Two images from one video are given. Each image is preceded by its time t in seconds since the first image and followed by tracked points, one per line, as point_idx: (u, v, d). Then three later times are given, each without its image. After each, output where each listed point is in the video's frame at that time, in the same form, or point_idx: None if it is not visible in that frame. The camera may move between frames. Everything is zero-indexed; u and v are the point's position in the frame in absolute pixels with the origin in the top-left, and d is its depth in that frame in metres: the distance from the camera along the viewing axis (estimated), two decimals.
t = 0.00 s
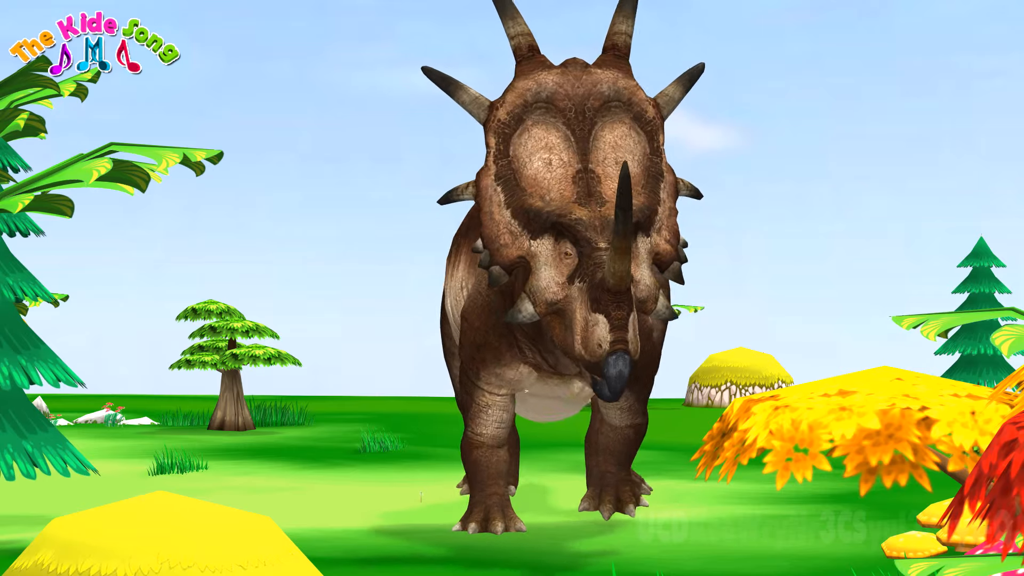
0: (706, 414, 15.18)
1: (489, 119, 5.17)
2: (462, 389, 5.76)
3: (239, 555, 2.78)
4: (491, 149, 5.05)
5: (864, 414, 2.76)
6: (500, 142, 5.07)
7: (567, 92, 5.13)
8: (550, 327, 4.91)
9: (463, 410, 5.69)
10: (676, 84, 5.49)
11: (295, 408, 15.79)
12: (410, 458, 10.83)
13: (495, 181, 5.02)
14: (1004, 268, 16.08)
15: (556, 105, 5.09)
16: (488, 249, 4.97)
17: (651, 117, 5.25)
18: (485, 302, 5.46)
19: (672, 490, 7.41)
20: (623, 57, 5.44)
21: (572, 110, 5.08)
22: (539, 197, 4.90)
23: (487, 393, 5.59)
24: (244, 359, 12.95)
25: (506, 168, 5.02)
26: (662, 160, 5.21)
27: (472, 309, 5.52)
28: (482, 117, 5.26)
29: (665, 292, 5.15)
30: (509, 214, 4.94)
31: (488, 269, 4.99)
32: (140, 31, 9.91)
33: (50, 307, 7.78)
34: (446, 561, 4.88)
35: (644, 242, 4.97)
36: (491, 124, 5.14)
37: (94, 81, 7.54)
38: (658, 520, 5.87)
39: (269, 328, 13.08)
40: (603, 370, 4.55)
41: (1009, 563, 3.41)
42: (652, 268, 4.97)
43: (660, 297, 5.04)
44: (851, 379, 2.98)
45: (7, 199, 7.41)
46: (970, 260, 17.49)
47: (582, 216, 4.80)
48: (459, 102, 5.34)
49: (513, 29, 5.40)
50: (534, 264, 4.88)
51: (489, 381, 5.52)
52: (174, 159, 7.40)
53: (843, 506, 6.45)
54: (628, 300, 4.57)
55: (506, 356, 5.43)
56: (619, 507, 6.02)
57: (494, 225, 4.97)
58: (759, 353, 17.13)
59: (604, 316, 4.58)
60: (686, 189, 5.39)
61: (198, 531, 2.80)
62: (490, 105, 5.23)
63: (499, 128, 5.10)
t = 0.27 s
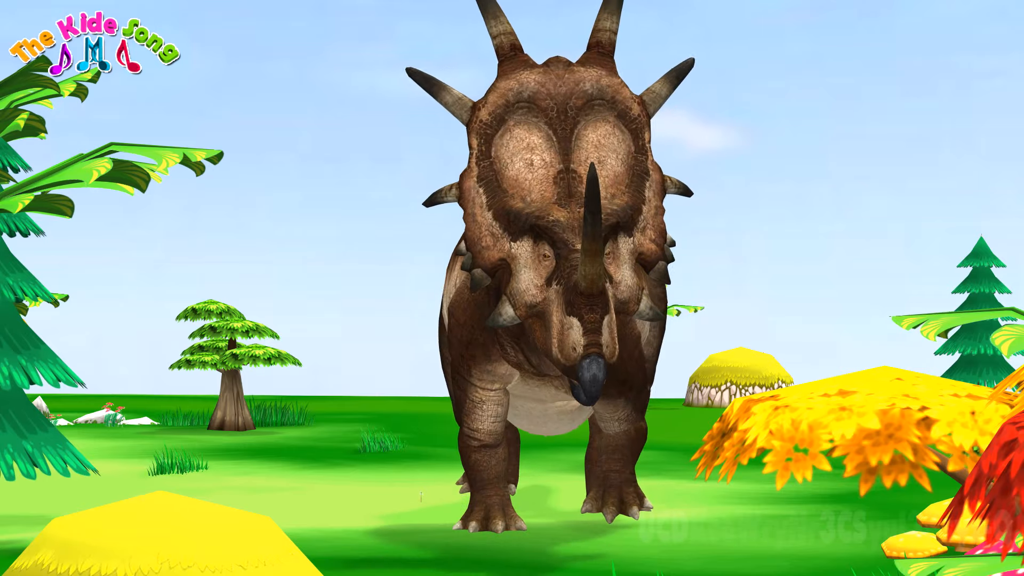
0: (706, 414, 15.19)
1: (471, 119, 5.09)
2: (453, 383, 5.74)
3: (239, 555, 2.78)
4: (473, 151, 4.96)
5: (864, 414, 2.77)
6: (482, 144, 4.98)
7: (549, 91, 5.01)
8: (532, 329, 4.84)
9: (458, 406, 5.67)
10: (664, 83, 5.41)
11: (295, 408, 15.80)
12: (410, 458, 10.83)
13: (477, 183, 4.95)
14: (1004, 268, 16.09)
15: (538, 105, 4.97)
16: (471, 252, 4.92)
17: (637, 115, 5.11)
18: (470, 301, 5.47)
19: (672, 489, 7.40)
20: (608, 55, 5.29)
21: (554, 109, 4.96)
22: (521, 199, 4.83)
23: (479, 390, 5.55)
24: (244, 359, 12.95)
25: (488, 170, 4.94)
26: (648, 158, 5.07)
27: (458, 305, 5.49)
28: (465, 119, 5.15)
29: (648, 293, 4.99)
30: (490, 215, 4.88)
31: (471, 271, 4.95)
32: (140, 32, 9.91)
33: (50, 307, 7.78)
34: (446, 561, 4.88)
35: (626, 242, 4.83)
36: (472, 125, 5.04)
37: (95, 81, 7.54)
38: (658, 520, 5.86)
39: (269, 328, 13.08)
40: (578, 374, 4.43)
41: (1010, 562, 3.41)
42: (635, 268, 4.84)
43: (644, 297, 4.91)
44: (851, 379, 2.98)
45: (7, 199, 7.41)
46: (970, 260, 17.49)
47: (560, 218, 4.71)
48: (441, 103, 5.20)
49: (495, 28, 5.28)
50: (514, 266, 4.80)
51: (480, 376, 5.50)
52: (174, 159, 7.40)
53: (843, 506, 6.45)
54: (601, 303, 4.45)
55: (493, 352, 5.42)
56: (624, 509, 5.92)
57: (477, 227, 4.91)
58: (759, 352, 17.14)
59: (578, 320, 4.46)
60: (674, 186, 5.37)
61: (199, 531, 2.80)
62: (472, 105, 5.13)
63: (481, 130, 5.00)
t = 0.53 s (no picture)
0: (706, 414, 15.19)
1: (462, 121, 5.09)
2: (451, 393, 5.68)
3: (239, 555, 2.78)
4: (463, 151, 4.96)
5: (864, 414, 2.77)
6: (472, 144, 4.97)
7: (539, 92, 4.98)
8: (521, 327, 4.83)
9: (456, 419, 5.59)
10: (657, 86, 5.39)
11: (295, 408, 15.81)
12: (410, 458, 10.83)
13: (467, 183, 4.94)
14: (1004, 268, 16.10)
15: (528, 105, 4.94)
16: (460, 251, 4.92)
17: (628, 116, 5.06)
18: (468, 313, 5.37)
19: (672, 490, 7.41)
20: (599, 57, 5.29)
21: (544, 109, 4.93)
22: (510, 197, 4.81)
23: (480, 403, 5.50)
24: (244, 359, 12.96)
25: (478, 170, 4.92)
26: (640, 159, 5.02)
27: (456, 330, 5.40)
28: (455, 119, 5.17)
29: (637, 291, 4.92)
30: (480, 215, 4.86)
31: (460, 271, 4.94)
32: (140, 32, 9.91)
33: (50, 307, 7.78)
34: (446, 561, 4.88)
35: (614, 240, 4.81)
36: (464, 126, 5.05)
37: (95, 81, 7.55)
38: (659, 520, 5.87)
39: (269, 329, 13.08)
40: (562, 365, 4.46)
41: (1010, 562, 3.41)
42: (624, 266, 4.81)
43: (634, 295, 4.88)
44: (851, 379, 2.98)
45: (7, 199, 7.41)
46: (971, 260, 17.49)
47: (548, 214, 4.69)
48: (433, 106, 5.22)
49: (487, 31, 5.30)
50: (502, 264, 4.80)
51: (481, 394, 5.44)
52: (174, 159, 7.41)
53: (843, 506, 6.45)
54: (585, 292, 4.46)
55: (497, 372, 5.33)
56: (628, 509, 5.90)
57: (466, 227, 4.91)
58: (759, 352, 17.15)
59: (561, 310, 4.49)
60: (667, 188, 5.35)
61: (199, 531, 2.80)
62: (463, 107, 5.15)
63: (471, 131, 5.00)
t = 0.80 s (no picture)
0: (706, 414, 15.19)
1: (454, 125, 5.10)
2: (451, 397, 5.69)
3: (239, 555, 2.78)
4: (454, 155, 4.98)
5: (864, 414, 2.77)
6: (464, 149, 4.99)
7: (530, 94, 4.96)
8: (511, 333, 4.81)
9: (456, 420, 5.65)
10: (651, 85, 5.36)
11: (295, 408, 15.81)
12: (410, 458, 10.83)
13: (458, 188, 4.95)
14: (1004, 268, 16.09)
15: (519, 108, 4.93)
16: (452, 258, 4.91)
17: (620, 117, 5.05)
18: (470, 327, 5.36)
19: (672, 489, 7.41)
20: (590, 57, 5.28)
21: (534, 112, 4.92)
22: (499, 202, 4.80)
23: (481, 410, 5.54)
24: (244, 359, 12.96)
25: (468, 174, 4.94)
26: (633, 160, 5.02)
27: (459, 343, 5.39)
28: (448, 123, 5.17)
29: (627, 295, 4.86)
30: (470, 220, 4.86)
31: (452, 277, 4.93)
32: (140, 32, 9.91)
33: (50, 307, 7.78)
34: (446, 561, 4.88)
35: (605, 244, 4.80)
36: (455, 130, 5.06)
37: (94, 81, 7.55)
38: (659, 520, 5.87)
39: (269, 329, 13.08)
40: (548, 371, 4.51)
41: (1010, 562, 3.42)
42: (615, 269, 4.79)
43: (626, 299, 4.84)
44: (851, 379, 2.98)
45: (7, 199, 7.41)
46: (971, 259, 17.49)
47: (535, 218, 4.65)
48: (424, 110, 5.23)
49: (478, 33, 5.30)
50: (491, 269, 4.77)
51: (485, 403, 5.47)
52: (174, 159, 7.41)
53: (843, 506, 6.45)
54: (570, 300, 4.50)
55: (501, 383, 5.36)
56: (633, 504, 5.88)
57: (458, 233, 4.90)
58: (758, 352, 17.15)
59: (547, 317, 4.53)
60: (663, 191, 5.36)
61: (199, 531, 2.80)
62: (456, 111, 5.15)
63: (462, 135, 5.02)
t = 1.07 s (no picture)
0: (706, 414, 15.19)
1: (455, 120, 5.07)
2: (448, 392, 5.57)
3: (239, 555, 2.78)
4: (454, 151, 4.95)
5: (864, 413, 2.77)
6: (463, 145, 4.96)
7: (534, 93, 4.92)
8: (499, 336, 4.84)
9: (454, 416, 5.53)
10: (660, 87, 5.30)
11: (295, 408, 15.81)
12: (410, 458, 10.83)
13: (455, 184, 4.93)
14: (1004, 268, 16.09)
15: (522, 107, 4.90)
16: (445, 255, 4.88)
17: (624, 121, 5.01)
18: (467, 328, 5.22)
19: (672, 489, 7.42)
20: (598, 58, 5.21)
21: (537, 112, 4.89)
22: (496, 202, 4.79)
23: (479, 405, 5.42)
24: (244, 359, 12.96)
25: (467, 171, 4.92)
26: (634, 165, 4.99)
27: (454, 341, 5.23)
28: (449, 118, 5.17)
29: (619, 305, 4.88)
30: (465, 219, 4.84)
31: (443, 274, 4.91)
32: (140, 31, 9.90)
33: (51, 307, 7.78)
34: (446, 561, 4.89)
35: (599, 252, 4.77)
36: (456, 124, 5.03)
37: (95, 81, 7.55)
38: (660, 521, 5.88)
39: (269, 328, 13.09)
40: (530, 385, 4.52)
41: (1009, 562, 3.42)
42: (607, 278, 4.77)
43: (617, 309, 4.86)
44: (851, 379, 2.97)
45: (8, 199, 7.42)
46: (971, 259, 17.50)
47: (528, 226, 4.63)
48: (427, 102, 5.23)
49: (485, 26, 5.28)
50: (483, 272, 4.76)
51: (484, 399, 5.35)
52: (174, 159, 7.41)
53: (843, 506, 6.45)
54: (556, 313, 4.48)
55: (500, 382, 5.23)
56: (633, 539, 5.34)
57: (453, 230, 4.88)
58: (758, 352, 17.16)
59: (531, 330, 4.52)
60: (663, 197, 5.33)
61: (200, 530, 2.80)
62: (459, 106, 5.13)
63: (463, 130, 4.98)
